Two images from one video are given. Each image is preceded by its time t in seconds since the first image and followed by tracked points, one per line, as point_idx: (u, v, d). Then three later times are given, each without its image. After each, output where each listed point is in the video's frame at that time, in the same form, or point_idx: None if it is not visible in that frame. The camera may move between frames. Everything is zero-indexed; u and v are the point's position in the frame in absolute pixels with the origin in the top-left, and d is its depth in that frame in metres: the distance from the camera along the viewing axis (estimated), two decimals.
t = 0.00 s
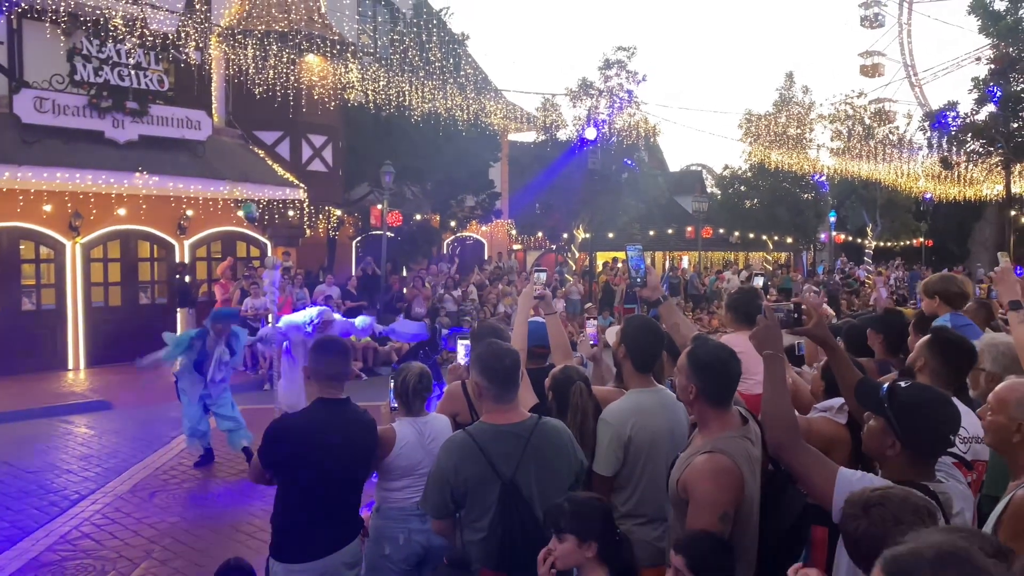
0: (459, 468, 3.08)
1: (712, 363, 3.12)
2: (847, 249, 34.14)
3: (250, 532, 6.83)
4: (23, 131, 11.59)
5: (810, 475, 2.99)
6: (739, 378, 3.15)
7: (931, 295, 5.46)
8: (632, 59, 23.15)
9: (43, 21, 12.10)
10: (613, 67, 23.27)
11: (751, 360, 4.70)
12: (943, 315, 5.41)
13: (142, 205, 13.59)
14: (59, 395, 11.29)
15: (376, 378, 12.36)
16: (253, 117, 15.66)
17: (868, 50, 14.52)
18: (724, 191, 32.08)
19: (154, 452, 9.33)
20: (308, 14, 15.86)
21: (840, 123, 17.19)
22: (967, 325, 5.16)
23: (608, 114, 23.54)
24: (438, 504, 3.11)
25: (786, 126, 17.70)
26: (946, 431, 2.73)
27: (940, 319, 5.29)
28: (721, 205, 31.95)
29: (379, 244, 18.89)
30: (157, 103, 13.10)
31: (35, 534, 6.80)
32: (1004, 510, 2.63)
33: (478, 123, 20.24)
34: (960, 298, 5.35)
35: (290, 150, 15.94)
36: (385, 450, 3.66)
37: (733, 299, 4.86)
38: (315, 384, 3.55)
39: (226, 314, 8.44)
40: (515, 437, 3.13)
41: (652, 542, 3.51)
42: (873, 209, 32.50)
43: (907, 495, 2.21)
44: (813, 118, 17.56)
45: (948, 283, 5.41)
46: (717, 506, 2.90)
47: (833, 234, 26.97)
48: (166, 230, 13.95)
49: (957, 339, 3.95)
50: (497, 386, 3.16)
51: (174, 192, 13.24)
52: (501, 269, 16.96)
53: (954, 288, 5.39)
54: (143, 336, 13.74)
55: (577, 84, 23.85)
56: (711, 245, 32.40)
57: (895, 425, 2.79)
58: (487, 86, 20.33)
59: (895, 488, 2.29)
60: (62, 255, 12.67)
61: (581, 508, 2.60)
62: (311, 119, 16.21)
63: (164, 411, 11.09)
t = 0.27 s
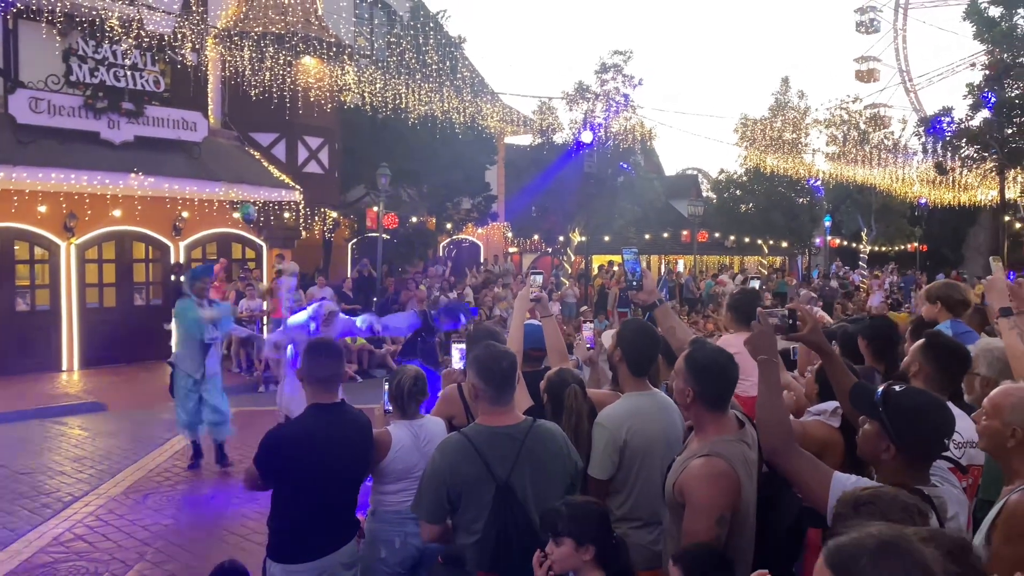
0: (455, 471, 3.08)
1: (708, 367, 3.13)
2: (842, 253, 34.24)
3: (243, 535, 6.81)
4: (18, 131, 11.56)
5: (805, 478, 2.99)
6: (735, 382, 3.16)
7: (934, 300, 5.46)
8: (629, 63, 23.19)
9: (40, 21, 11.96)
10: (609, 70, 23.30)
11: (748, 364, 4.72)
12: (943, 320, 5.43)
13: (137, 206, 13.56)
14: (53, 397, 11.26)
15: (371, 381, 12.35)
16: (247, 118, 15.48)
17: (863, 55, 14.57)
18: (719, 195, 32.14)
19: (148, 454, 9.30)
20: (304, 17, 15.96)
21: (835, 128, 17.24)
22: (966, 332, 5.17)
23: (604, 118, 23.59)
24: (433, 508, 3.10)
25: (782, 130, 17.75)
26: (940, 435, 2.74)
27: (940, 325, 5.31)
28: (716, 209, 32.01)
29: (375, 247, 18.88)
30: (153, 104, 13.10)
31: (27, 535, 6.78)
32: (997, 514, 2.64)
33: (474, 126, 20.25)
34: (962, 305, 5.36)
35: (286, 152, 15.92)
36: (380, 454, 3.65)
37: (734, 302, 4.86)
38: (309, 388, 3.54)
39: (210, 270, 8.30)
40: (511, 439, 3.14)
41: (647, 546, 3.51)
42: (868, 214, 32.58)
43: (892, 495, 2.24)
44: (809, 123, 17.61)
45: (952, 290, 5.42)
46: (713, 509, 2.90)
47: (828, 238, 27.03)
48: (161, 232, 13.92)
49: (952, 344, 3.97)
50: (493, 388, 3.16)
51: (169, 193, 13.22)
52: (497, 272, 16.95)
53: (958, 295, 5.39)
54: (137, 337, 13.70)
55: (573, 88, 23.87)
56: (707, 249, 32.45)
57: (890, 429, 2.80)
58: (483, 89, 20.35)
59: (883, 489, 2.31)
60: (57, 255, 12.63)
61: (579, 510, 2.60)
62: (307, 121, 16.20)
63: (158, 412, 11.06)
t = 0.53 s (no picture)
0: (449, 473, 3.08)
1: (700, 371, 3.14)
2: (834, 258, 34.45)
3: (234, 538, 6.79)
4: (9, 132, 11.50)
5: (797, 482, 3.01)
6: (727, 386, 3.18)
7: (921, 304, 5.48)
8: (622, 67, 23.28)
9: (32, 22, 12.03)
10: (602, 75, 23.38)
11: (739, 369, 4.75)
12: (931, 325, 5.44)
13: (128, 208, 13.52)
14: (43, 399, 11.20)
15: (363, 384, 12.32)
16: (240, 121, 15.69)
17: (855, 62, 14.66)
18: (712, 199, 32.28)
19: (139, 456, 9.27)
20: (298, 20, 15.97)
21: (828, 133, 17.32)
22: (956, 337, 5.21)
23: (598, 122, 23.65)
24: (425, 511, 3.08)
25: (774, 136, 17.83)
26: (931, 439, 2.76)
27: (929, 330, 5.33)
28: (708, 214, 32.14)
29: (368, 249, 18.88)
30: (145, 106, 13.07)
31: (16, 538, 6.74)
32: (987, 519, 2.65)
33: (468, 130, 20.28)
34: (950, 309, 5.38)
35: (279, 155, 15.91)
36: (373, 458, 3.65)
37: (720, 307, 4.91)
38: (302, 392, 3.54)
39: (205, 272, 8.57)
40: (504, 442, 3.14)
41: (637, 550, 3.52)
42: (860, 219, 32.75)
43: (875, 497, 2.25)
44: (801, 128, 17.71)
45: (939, 294, 5.44)
46: (706, 513, 2.91)
47: (819, 243, 27.16)
48: (153, 233, 13.88)
49: (941, 350, 4.00)
50: (488, 391, 3.17)
51: (162, 194, 13.19)
52: (491, 276, 16.96)
53: (945, 299, 5.42)
54: (128, 340, 13.65)
55: (567, 92, 23.94)
56: (699, 253, 32.55)
57: (882, 434, 2.82)
58: (477, 93, 20.38)
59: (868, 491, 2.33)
60: (47, 257, 12.57)
61: (573, 514, 2.61)
62: (300, 124, 16.21)
63: (149, 415, 11.01)
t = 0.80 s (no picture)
0: (436, 478, 3.07)
1: (687, 376, 3.15)
2: (821, 263, 34.68)
3: (220, 543, 6.75)
4: None
5: (784, 486, 3.02)
6: (714, 390, 3.18)
7: (897, 309, 5.51)
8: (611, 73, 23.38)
9: (18, 23, 11.94)
10: (591, 80, 23.47)
11: (726, 373, 4.76)
12: (908, 329, 5.48)
13: (115, 210, 13.43)
14: (27, 402, 11.10)
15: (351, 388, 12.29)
16: (230, 125, 15.64)
17: (842, 68, 14.76)
18: (700, 204, 32.42)
19: (125, 461, 9.21)
20: (287, 23, 15.94)
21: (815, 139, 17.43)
22: (935, 341, 5.27)
23: (587, 127, 23.72)
24: (411, 517, 3.07)
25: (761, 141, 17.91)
26: (916, 445, 2.78)
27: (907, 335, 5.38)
28: (697, 219, 32.26)
29: (357, 253, 18.87)
30: (133, 108, 13.01)
31: None
32: (971, 523, 2.67)
33: (457, 134, 20.31)
34: (926, 314, 5.42)
35: (267, 157, 15.86)
36: (359, 462, 3.64)
37: (704, 312, 4.91)
38: (291, 395, 3.53)
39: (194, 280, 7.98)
40: (492, 447, 3.14)
41: (624, 554, 3.53)
42: (847, 225, 32.96)
43: (860, 501, 2.27)
44: (788, 134, 17.81)
45: (913, 297, 5.47)
46: (693, 518, 2.92)
47: (807, 248, 27.34)
48: (140, 236, 13.80)
49: (925, 356, 4.03)
50: (476, 395, 3.16)
51: (149, 197, 13.14)
52: (480, 280, 16.97)
53: (920, 304, 5.46)
54: (114, 343, 13.56)
55: (556, 96, 24.02)
56: (688, 258, 32.66)
57: (868, 439, 2.83)
58: (466, 97, 20.40)
59: (852, 494, 2.34)
60: (33, 259, 12.47)
61: (562, 520, 2.60)
62: (288, 127, 16.21)
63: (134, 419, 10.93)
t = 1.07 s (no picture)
0: (420, 483, 3.07)
1: (670, 381, 3.16)
2: (806, 268, 34.94)
3: (203, 548, 6.71)
4: None
5: (767, 492, 3.04)
6: (696, 395, 3.20)
7: (869, 319, 5.57)
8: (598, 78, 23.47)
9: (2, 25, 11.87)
10: (578, 85, 23.57)
11: (708, 377, 4.75)
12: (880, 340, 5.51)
13: (99, 214, 13.35)
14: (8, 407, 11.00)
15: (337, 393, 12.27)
16: (215, 128, 15.47)
17: (827, 75, 14.87)
18: (686, 209, 32.59)
19: (107, 466, 9.13)
20: (273, 26, 15.94)
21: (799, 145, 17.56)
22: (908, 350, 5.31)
23: (574, 132, 23.81)
24: (395, 521, 3.07)
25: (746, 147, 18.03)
26: (898, 450, 2.80)
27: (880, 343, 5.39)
28: (683, 224, 32.42)
29: (343, 257, 18.85)
30: (117, 111, 12.96)
31: None
32: (952, 527, 2.70)
33: (444, 139, 20.34)
34: (897, 324, 5.45)
35: (253, 161, 15.80)
36: (343, 468, 3.63)
37: (691, 314, 4.89)
38: (274, 401, 3.51)
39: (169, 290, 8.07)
40: (476, 452, 3.14)
41: (608, 558, 3.54)
42: (831, 231, 33.23)
43: (845, 504, 2.29)
44: (772, 141, 17.95)
45: (886, 308, 5.53)
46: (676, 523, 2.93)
47: (791, 253, 27.55)
48: (124, 240, 13.72)
49: (905, 361, 4.06)
50: (460, 400, 3.16)
51: (134, 201, 13.08)
52: (465, 285, 16.99)
53: (892, 314, 5.50)
54: (97, 347, 13.46)
55: (543, 102, 24.07)
56: (674, 263, 32.80)
57: (850, 444, 2.85)
58: (454, 102, 20.39)
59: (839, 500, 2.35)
60: (15, 263, 12.37)
61: (549, 525, 2.60)
62: (274, 131, 16.19)
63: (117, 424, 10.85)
